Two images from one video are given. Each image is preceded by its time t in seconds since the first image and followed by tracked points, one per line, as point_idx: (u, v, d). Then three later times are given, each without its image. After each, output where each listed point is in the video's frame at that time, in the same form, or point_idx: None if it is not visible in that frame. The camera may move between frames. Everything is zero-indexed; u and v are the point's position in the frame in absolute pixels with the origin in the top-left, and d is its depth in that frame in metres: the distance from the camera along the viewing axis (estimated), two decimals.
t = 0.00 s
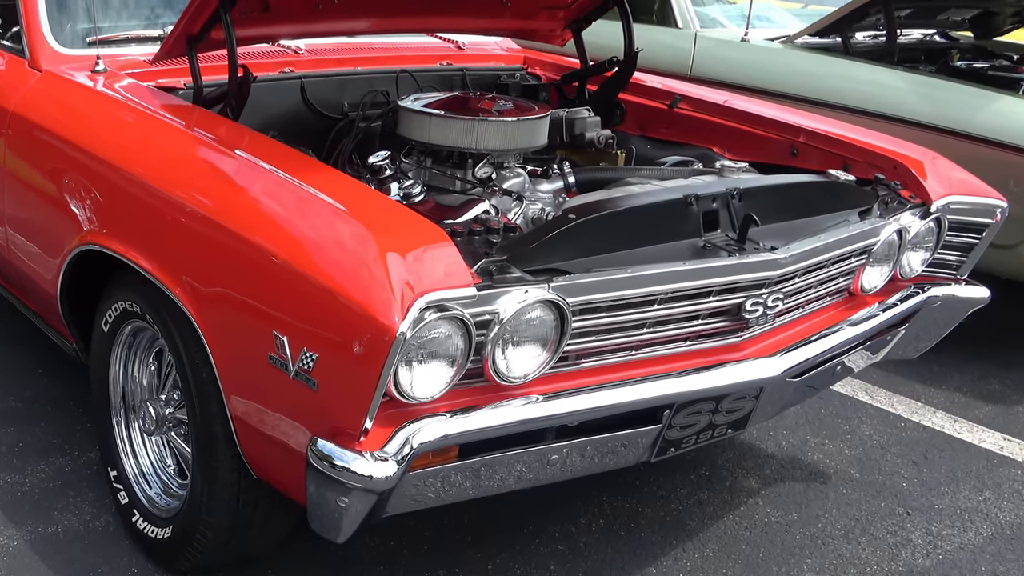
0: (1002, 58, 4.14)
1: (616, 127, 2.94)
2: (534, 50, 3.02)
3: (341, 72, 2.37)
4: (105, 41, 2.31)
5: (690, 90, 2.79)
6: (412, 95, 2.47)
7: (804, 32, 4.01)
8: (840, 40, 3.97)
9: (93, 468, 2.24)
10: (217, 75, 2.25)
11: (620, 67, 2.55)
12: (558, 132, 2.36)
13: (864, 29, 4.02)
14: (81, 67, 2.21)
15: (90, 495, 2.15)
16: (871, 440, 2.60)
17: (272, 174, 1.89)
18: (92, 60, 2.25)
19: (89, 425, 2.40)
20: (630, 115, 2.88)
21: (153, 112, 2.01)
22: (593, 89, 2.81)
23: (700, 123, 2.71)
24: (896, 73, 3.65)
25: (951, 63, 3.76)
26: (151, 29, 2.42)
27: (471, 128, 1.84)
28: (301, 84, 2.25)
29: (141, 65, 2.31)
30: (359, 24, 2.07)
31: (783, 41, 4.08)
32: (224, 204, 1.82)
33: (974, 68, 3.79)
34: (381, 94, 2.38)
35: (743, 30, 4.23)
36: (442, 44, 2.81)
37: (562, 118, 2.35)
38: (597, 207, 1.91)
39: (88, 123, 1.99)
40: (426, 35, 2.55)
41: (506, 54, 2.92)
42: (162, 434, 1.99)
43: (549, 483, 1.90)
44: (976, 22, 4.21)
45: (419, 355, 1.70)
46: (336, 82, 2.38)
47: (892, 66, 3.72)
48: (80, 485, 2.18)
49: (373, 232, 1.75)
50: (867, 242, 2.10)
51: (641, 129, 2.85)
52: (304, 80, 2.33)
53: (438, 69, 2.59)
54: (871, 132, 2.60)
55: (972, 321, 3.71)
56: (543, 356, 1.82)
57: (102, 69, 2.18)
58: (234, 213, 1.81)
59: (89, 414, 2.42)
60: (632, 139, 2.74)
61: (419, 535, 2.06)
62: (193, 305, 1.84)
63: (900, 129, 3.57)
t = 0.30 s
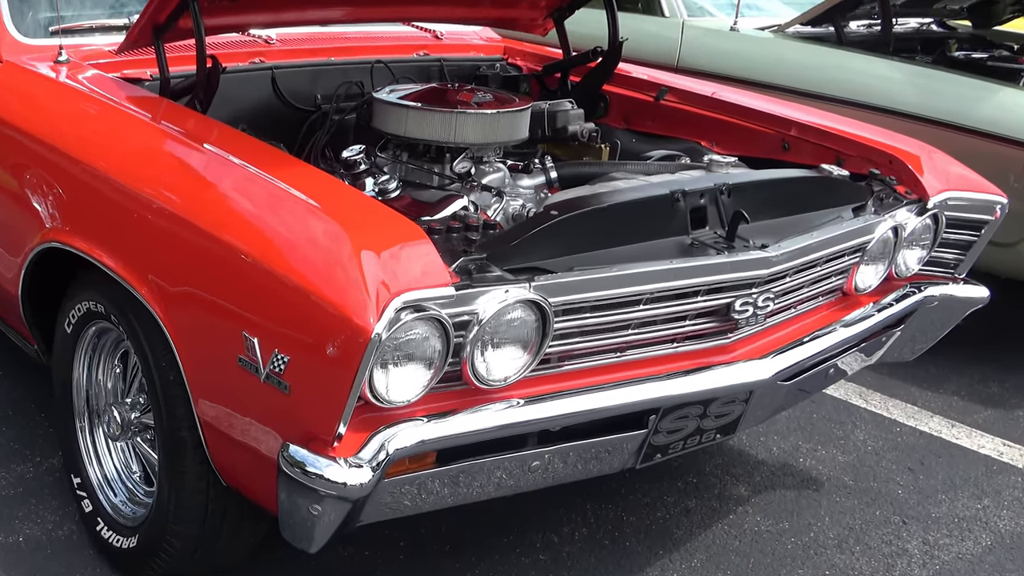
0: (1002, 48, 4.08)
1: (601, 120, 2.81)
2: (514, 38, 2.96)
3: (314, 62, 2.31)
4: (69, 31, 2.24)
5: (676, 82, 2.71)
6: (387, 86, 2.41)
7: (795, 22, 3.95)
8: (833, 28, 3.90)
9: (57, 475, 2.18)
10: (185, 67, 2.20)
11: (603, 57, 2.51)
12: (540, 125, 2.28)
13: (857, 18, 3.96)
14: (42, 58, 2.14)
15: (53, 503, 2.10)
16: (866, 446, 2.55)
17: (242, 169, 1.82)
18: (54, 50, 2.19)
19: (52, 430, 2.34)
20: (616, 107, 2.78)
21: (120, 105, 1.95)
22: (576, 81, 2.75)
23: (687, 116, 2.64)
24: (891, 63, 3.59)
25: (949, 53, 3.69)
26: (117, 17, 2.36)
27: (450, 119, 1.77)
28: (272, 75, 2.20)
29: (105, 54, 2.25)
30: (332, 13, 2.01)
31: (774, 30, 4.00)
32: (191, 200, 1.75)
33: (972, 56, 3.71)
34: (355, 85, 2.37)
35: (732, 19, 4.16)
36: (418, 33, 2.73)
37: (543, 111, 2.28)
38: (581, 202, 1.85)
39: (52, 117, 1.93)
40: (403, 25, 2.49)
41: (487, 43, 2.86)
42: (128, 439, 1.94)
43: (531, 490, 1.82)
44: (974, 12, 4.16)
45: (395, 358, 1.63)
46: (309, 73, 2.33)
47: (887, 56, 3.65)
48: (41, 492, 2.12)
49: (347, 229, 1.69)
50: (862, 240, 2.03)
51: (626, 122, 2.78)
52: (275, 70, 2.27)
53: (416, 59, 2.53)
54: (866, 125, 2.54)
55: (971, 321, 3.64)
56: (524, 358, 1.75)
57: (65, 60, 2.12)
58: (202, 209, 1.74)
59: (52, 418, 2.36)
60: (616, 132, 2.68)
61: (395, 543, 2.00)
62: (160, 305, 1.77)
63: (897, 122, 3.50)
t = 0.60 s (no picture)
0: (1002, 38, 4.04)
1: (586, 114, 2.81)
2: (492, 28, 2.93)
3: (285, 54, 2.28)
4: (31, 19, 2.27)
5: (662, 73, 2.66)
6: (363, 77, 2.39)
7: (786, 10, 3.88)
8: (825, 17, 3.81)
9: (21, 483, 2.14)
10: (152, 58, 2.14)
11: (587, 48, 2.46)
12: (522, 119, 2.24)
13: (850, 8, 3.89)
14: (5, 49, 2.09)
15: (16, 512, 2.05)
16: (860, 451, 2.50)
17: (212, 164, 1.75)
18: (17, 40, 2.14)
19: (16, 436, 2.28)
20: (599, 100, 2.74)
21: (85, 97, 1.90)
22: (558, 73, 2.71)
23: (673, 108, 2.58)
24: (886, 53, 3.53)
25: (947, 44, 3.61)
26: (81, 6, 2.39)
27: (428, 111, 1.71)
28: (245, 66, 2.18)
29: (69, 45, 2.20)
30: (305, 3, 1.94)
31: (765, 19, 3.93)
32: (159, 196, 1.68)
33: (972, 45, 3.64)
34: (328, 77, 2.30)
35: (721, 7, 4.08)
36: (397, 23, 2.72)
37: (526, 104, 2.24)
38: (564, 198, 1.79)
39: (16, 110, 1.87)
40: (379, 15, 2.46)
41: (465, 33, 2.82)
42: (93, 444, 1.89)
43: (512, 498, 1.76)
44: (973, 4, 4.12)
45: (372, 360, 1.57)
46: (281, 65, 2.29)
47: (882, 46, 3.59)
48: (3, 500, 2.08)
49: (321, 226, 1.62)
50: (856, 237, 1.97)
51: (610, 115, 2.71)
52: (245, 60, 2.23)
53: (392, 50, 2.49)
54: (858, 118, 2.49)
55: (971, 322, 3.57)
56: (505, 360, 1.68)
57: (28, 51, 2.06)
58: (171, 205, 1.67)
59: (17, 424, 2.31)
60: (601, 125, 2.61)
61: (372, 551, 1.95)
62: (126, 304, 1.70)
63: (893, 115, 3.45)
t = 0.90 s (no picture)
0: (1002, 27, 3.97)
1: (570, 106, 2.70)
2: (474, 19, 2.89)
3: (257, 45, 2.24)
4: None
5: (649, 65, 2.60)
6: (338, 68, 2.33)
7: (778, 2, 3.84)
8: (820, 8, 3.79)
9: None
10: (121, 49, 2.09)
11: (572, 39, 2.43)
12: (504, 111, 2.23)
13: None
14: None
15: None
16: (854, 458, 2.45)
17: (183, 158, 1.69)
18: None
19: None
20: (583, 93, 2.65)
21: (51, 89, 1.84)
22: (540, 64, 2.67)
23: (660, 101, 2.54)
24: (880, 43, 3.47)
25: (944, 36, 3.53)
26: None
27: (406, 105, 1.65)
28: (217, 57, 2.13)
29: (34, 36, 2.13)
30: None
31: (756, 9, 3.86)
32: (126, 191, 1.62)
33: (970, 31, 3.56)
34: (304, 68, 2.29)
35: None
36: (374, 14, 2.67)
37: (507, 96, 2.23)
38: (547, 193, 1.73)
39: None
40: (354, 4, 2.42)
41: (445, 23, 2.77)
42: (58, 450, 1.84)
43: (494, 505, 1.70)
44: None
45: (348, 362, 1.50)
46: (252, 56, 2.25)
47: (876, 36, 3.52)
48: None
49: (295, 223, 1.56)
50: (850, 235, 1.91)
51: (597, 107, 2.65)
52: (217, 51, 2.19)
53: (370, 40, 2.46)
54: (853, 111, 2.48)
55: (970, 323, 3.51)
56: (486, 363, 1.62)
57: None
58: (139, 201, 1.61)
59: None
60: (586, 119, 2.61)
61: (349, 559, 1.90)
62: (93, 305, 1.64)
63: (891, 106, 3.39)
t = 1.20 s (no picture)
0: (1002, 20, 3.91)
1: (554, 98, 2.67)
2: (455, 10, 2.85)
3: (229, 36, 2.19)
4: None
5: (635, 57, 2.57)
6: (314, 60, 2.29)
7: None
8: None
9: None
10: (89, 40, 2.04)
11: (556, 30, 2.41)
12: (484, 104, 2.25)
13: None
14: None
15: None
16: (848, 463, 2.41)
17: (152, 153, 1.64)
18: None
19: None
20: (568, 85, 2.63)
21: (16, 82, 1.79)
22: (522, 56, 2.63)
23: (647, 93, 2.50)
24: (876, 34, 3.41)
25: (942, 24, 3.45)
26: None
27: (384, 98, 1.62)
28: (188, 49, 2.10)
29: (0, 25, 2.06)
30: None
31: None
32: (93, 187, 1.56)
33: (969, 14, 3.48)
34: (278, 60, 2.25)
35: None
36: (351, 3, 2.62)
37: (489, 88, 2.26)
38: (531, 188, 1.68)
39: None
40: None
41: (424, 13, 2.72)
42: (23, 455, 1.79)
43: (476, 511, 1.64)
44: None
45: (324, 365, 1.44)
46: (224, 47, 2.20)
47: (872, 26, 3.46)
48: None
49: (269, 219, 1.51)
50: (844, 232, 1.86)
51: (581, 100, 2.62)
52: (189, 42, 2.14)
53: (346, 31, 2.41)
54: (847, 105, 2.44)
55: (968, 323, 3.45)
56: (468, 365, 1.56)
57: None
58: (106, 197, 1.55)
59: None
60: (570, 113, 2.54)
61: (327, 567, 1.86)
62: (60, 305, 1.58)
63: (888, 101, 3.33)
